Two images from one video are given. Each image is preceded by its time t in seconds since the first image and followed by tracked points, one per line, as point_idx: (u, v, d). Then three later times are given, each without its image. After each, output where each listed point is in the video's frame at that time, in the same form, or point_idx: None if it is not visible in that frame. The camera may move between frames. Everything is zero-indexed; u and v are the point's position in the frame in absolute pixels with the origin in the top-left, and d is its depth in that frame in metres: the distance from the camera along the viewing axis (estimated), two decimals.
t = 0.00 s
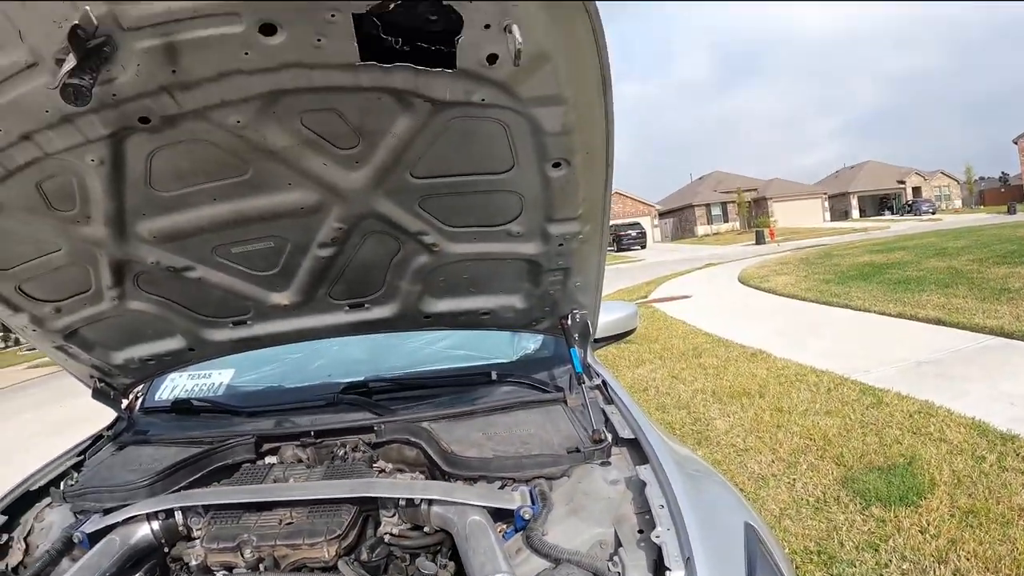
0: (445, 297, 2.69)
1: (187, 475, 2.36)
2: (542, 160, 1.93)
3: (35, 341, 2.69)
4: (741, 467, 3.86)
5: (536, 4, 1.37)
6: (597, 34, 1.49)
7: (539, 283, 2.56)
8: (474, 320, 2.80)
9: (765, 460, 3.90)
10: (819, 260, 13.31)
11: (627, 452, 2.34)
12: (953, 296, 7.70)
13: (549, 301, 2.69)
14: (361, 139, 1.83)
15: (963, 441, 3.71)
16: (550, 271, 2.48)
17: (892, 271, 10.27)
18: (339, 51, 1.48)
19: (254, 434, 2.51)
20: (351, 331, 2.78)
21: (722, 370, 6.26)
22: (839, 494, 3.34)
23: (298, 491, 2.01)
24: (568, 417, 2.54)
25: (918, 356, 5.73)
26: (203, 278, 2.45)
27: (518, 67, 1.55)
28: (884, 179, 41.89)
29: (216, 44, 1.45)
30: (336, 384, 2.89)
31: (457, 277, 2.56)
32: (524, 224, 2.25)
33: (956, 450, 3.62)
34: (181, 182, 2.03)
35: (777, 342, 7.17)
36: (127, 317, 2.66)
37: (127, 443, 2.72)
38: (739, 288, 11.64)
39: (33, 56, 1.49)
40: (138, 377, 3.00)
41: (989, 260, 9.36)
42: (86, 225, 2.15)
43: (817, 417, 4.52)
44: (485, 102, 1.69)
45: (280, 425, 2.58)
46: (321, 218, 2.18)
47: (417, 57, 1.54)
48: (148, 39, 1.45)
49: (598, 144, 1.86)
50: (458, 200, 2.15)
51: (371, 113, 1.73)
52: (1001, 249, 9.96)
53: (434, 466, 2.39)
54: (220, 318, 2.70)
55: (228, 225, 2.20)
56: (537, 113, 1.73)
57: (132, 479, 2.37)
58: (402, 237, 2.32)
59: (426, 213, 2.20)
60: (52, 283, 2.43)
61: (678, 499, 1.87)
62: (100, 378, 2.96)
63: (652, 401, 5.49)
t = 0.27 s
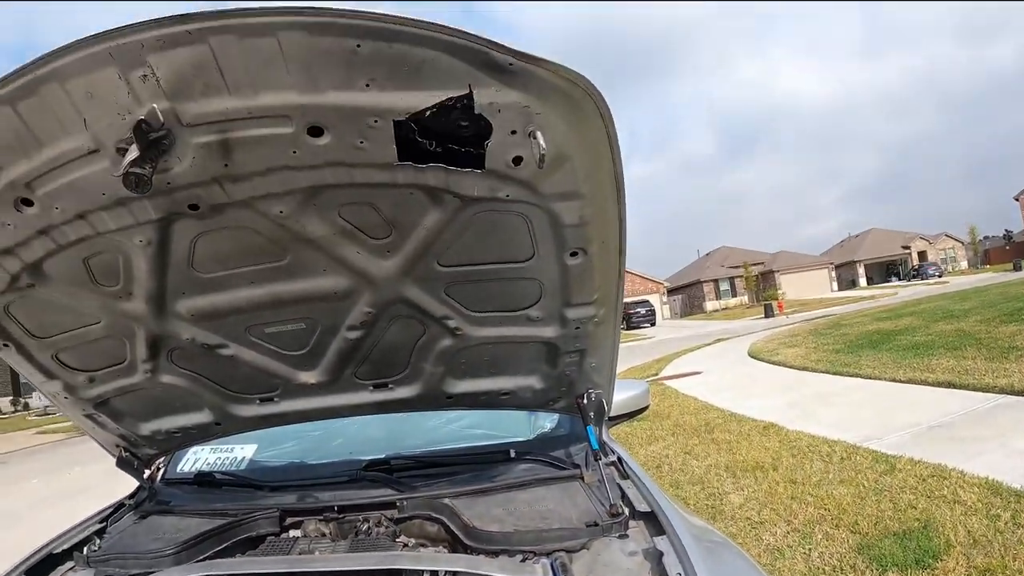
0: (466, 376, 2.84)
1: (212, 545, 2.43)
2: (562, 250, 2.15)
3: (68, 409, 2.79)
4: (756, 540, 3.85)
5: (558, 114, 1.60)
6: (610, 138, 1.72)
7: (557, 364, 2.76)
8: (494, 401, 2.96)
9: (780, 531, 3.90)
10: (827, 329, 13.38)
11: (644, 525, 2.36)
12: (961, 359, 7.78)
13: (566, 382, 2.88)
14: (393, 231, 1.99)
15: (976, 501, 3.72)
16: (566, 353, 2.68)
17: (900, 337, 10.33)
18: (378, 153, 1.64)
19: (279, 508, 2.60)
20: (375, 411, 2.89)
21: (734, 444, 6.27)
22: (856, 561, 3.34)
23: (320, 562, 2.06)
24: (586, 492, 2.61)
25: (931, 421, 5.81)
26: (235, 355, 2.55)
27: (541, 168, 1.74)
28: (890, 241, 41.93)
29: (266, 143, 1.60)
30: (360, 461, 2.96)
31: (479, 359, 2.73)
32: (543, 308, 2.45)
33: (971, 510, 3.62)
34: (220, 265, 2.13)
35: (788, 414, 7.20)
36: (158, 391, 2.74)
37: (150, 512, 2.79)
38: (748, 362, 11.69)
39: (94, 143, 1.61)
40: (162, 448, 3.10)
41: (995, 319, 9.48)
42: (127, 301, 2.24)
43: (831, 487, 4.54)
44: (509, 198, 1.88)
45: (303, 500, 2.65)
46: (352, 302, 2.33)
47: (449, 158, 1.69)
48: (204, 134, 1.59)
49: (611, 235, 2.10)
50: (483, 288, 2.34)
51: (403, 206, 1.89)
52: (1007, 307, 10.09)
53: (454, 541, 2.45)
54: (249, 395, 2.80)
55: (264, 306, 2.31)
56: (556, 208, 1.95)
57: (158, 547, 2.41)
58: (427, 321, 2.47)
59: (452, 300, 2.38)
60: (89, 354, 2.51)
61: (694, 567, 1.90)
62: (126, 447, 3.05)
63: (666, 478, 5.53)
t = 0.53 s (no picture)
0: (480, 434, 2.89)
1: None
2: (577, 314, 2.28)
3: (85, 458, 2.83)
4: None
5: (579, 190, 1.72)
6: (625, 212, 1.84)
7: (569, 422, 2.84)
8: (507, 457, 2.99)
9: None
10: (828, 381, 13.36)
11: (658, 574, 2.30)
12: (959, 404, 7.88)
13: (577, 440, 2.95)
14: (416, 296, 2.10)
15: (983, 544, 3.82)
16: (578, 410, 2.76)
17: (899, 384, 10.40)
18: (409, 224, 1.72)
19: (293, 562, 2.60)
20: (389, 467, 2.93)
21: (738, 497, 6.24)
22: None
23: None
24: (598, 545, 2.61)
25: (935, 467, 5.83)
26: (255, 412, 2.59)
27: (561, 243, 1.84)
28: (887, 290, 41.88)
29: (303, 212, 1.66)
30: (373, 516, 2.95)
31: (494, 417, 2.79)
32: (557, 368, 2.55)
33: (978, 553, 3.73)
34: (247, 325, 2.18)
35: (791, 465, 7.20)
36: (176, 443, 2.76)
37: (161, 563, 2.73)
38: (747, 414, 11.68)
39: (136, 206, 1.63)
40: (174, 499, 3.11)
41: (994, 362, 9.59)
42: (152, 355, 2.25)
43: (839, 536, 4.55)
44: (530, 267, 1.97)
45: (317, 554, 2.66)
46: (372, 362, 2.40)
47: (475, 229, 1.78)
48: (244, 202, 1.62)
49: (625, 298, 2.23)
50: (500, 350, 2.44)
51: (429, 274, 2.01)
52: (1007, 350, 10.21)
53: None
54: (265, 450, 2.84)
55: (287, 365, 2.35)
56: (575, 276, 2.09)
57: None
58: (445, 381, 2.54)
59: (470, 360, 2.46)
60: (111, 405, 2.55)
61: None
62: (139, 498, 3.08)
63: (671, 533, 5.51)
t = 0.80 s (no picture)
0: (483, 460, 2.79)
1: None
2: (588, 337, 2.19)
3: (72, 478, 2.69)
4: None
5: (596, 207, 1.65)
6: (641, 231, 1.77)
7: (575, 447, 2.74)
8: (510, 483, 2.90)
9: None
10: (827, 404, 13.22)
11: None
12: (960, 425, 7.80)
13: (583, 466, 2.85)
14: (421, 316, 2.01)
15: (993, 569, 3.75)
16: (586, 436, 2.67)
17: (898, 406, 10.33)
18: (416, 240, 1.64)
19: None
20: (388, 493, 2.82)
21: (739, 522, 6.10)
22: None
23: None
24: None
25: (937, 489, 5.71)
26: (250, 434, 2.49)
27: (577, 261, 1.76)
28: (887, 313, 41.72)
29: (305, 226, 1.57)
30: (370, 542, 2.84)
31: (497, 442, 2.69)
32: (565, 394, 2.46)
33: None
34: (244, 343, 2.09)
35: (792, 488, 7.09)
36: (167, 465, 2.65)
37: None
38: (745, 436, 11.57)
39: (129, 217, 1.55)
40: (165, 522, 2.98)
41: (994, 383, 9.51)
42: (143, 374, 2.15)
43: (844, 562, 4.44)
44: (541, 286, 1.89)
45: None
46: (374, 385, 2.30)
47: (485, 247, 1.70)
48: (242, 214, 1.53)
49: (638, 323, 2.15)
50: (507, 375, 2.35)
51: (434, 295, 1.93)
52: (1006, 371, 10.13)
53: None
54: (259, 473, 2.73)
55: (285, 386, 2.26)
56: (587, 297, 2.01)
57: None
58: (448, 406, 2.44)
59: (475, 384, 2.37)
60: (100, 424, 2.44)
61: None
62: (128, 520, 2.94)
63: (672, 558, 5.37)
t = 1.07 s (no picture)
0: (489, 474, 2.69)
1: None
2: (604, 349, 2.11)
3: (63, 488, 2.58)
4: None
5: (620, 212, 1.57)
6: (663, 239, 1.68)
7: (584, 461, 2.64)
8: (517, 497, 2.81)
9: None
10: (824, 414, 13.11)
11: None
12: (960, 435, 7.74)
13: (591, 480, 2.75)
14: (431, 324, 1.91)
15: None
16: (596, 449, 2.57)
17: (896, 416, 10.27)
18: (430, 245, 1.55)
19: None
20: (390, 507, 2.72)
21: (739, 533, 6.01)
22: None
23: None
24: None
25: (938, 501, 5.57)
26: (249, 446, 2.38)
27: (601, 267, 1.66)
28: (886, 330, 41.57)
29: (313, 229, 1.48)
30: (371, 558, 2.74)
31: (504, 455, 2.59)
32: (577, 406, 2.37)
33: None
34: (243, 351, 1.99)
35: (792, 499, 7.01)
36: (161, 477, 2.54)
37: None
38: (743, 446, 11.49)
39: (124, 215, 1.46)
40: (159, 534, 2.87)
41: (993, 394, 9.44)
42: (138, 382, 2.05)
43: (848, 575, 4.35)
44: (559, 295, 1.80)
45: None
46: (379, 398, 2.20)
47: (503, 253, 1.61)
48: (246, 215, 1.44)
49: (655, 333, 2.07)
50: (518, 386, 2.26)
51: (445, 301, 1.82)
52: (1005, 382, 10.05)
53: None
54: (257, 486, 2.63)
55: (286, 397, 2.15)
56: (605, 306, 1.92)
57: None
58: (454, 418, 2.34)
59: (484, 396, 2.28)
60: (91, 434, 2.33)
61: None
62: (121, 531, 2.83)
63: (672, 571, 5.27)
